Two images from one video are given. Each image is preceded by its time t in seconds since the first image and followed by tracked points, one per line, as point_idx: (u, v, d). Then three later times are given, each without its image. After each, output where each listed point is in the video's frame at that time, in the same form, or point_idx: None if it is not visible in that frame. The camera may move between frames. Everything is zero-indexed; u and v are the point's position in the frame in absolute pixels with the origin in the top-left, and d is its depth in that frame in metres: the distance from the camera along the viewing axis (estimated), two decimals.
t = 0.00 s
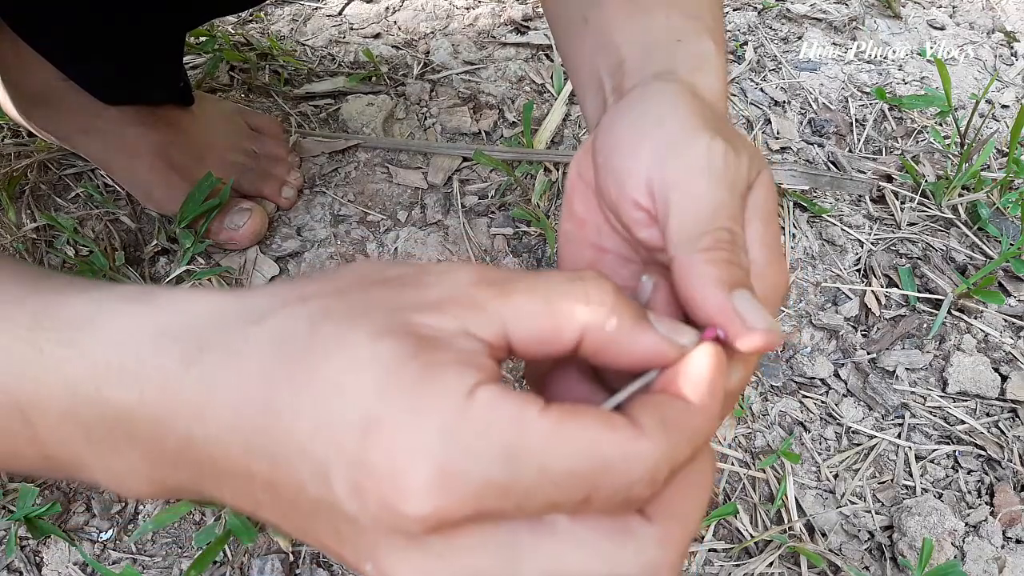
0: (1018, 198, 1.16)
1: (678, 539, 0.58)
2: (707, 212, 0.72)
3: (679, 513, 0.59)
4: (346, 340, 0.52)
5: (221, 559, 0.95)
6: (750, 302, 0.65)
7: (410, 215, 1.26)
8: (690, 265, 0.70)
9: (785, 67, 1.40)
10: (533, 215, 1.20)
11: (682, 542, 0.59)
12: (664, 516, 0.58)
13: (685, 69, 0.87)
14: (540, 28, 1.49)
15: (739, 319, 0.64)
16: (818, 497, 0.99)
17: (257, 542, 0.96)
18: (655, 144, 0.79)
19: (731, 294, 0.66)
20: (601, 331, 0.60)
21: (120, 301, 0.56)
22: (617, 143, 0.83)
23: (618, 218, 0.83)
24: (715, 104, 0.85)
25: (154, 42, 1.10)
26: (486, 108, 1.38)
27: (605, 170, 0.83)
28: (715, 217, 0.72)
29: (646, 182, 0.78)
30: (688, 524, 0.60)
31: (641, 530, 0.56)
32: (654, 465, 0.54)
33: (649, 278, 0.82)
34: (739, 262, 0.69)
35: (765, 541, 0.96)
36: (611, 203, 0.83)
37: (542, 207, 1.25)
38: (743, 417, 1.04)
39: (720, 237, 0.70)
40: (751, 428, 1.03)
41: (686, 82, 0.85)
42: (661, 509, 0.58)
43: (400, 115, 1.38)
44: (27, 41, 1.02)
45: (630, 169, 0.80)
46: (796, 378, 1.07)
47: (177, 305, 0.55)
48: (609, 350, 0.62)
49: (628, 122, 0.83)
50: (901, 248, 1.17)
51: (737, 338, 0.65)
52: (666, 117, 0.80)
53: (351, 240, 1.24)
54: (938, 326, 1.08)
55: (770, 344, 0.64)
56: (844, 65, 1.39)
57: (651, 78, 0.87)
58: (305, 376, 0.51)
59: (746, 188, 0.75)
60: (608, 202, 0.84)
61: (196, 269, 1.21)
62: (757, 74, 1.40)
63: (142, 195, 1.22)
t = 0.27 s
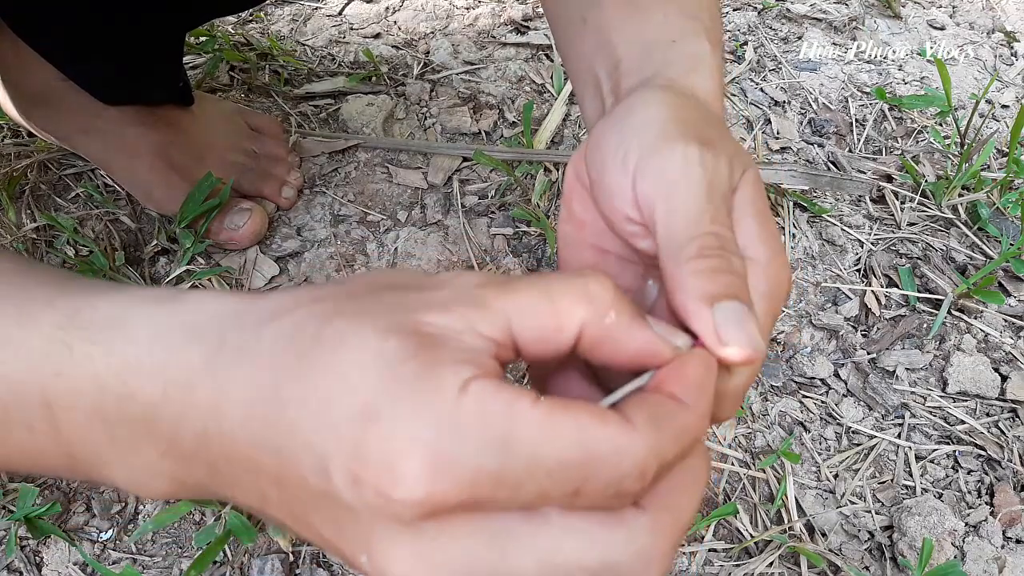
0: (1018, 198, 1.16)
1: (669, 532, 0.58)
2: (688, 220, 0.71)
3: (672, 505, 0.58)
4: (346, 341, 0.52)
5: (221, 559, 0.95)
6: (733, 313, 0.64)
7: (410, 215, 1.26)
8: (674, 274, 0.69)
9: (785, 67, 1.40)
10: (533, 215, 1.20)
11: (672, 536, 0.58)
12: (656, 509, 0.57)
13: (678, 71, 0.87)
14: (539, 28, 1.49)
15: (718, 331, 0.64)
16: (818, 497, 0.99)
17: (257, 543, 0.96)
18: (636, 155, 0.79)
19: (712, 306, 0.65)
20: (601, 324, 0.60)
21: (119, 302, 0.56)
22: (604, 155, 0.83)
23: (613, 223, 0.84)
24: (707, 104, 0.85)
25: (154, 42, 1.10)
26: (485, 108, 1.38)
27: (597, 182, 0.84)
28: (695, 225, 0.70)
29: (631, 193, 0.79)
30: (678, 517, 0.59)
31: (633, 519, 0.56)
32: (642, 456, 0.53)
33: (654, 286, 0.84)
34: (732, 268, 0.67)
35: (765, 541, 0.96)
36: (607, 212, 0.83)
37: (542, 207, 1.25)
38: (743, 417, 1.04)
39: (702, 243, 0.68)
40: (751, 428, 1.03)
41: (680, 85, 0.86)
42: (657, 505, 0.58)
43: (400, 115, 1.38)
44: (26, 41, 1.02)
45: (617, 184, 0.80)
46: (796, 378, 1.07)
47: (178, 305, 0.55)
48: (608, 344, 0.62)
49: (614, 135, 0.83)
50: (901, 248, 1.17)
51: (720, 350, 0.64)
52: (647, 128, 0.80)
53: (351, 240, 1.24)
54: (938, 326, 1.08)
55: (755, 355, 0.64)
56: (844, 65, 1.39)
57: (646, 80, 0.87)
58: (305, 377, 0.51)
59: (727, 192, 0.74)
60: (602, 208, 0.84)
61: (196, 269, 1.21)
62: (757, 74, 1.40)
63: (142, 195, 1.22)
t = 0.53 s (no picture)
0: (1018, 199, 1.16)
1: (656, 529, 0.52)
2: (678, 232, 0.71)
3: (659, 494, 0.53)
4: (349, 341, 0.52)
5: (221, 559, 0.95)
6: (725, 329, 0.63)
7: (410, 215, 1.26)
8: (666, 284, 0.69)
9: (785, 67, 1.40)
10: (534, 215, 1.20)
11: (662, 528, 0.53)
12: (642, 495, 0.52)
13: (666, 72, 0.86)
14: (539, 28, 1.49)
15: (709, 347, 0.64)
16: (818, 497, 0.99)
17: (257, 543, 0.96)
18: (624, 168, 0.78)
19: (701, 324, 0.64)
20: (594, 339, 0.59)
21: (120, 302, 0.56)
22: (597, 163, 0.83)
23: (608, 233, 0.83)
24: (694, 105, 0.84)
25: (154, 42, 1.10)
26: (485, 108, 1.38)
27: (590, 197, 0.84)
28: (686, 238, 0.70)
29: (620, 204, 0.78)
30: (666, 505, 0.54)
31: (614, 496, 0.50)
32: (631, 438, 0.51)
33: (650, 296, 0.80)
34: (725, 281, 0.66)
35: (765, 541, 0.96)
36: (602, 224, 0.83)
37: (542, 207, 1.25)
38: (743, 417, 1.04)
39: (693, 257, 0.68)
40: (751, 428, 1.03)
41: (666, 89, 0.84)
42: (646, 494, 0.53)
43: (400, 115, 1.38)
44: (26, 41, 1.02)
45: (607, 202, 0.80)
46: (796, 378, 1.07)
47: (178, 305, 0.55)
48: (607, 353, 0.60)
49: (603, 150, 0.82)
50: (901, 248, 1.17)
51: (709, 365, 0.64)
52: (639, 139, 0.79)
53: (351, 240, 1.24)
54: (938, 326, 1.08)
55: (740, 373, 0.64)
56: (844, 65, 1.39)
57: (633, 85, 0.87)
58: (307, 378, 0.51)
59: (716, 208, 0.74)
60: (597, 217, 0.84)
61: (196, 269, 1.21)
62: (756, 74, 1.40)
63: (143, 196, 1.22)
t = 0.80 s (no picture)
0: (1018, 198, 1.16)
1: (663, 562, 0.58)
2: (729, 195, 0.70)
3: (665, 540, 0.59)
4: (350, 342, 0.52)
5: (221, 559, 0.95)
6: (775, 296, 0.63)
7: (410, 215, 1.26)
8: (721, 246, 0.67)
9: (785, 67, 1.40)
10: (533, 215, 1.20)
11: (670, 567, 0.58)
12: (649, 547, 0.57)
13: (671, 70, 0.86)
14: (539, 28, 1.49)
15: (761, 310, 0.63)
16: (818, 497, 0.99)
17: (256, 543, 0.96)
18: (666, 138, 0.78)
19: (758, 284, 0.64)
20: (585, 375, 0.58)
21: (121, 303, 0.57)
22: (622, 140, 0.82)
23: (621, 220, 0.84)
24: (702, 103, 0.84)
25: (154, 42, 1.10)
26: (485, 108, 1.38)
27: (612, 170, 0.83)
28: (741, 202, 0.69)
29: (658, 174, 0.78)
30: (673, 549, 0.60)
31: (625, 558, 0.56)
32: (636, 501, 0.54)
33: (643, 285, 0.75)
34: (770, 251, 0.67)
35: (765, 541, 0.96)
36: (619, 201, 0.82)
37: (542, 207, 1.25)
38: (743, 417, 1.04)
39: (754, 221, 0.68)
40: (751, 428, 1.03)
41: (674, 85, 0.84)
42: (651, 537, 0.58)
43: (400, 115, 1.38)
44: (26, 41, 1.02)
45: (640, 167, 0.79)
46: (796, 378, 1.07)
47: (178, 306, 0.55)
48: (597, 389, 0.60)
49: (632, 122, 0.82)
50: (901, 248, 1.17)
51: (765, 326, 0.63)
52: (678, 110, 0.79)
53: (351, 240, 1.24)
54: (938, 326, 1.08)
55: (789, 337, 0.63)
56: (844, 65, 1.39)
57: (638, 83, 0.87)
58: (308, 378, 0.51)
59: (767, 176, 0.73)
60: (608, 203, 0.84)
61: (196, 269, 1.21)
62: (756, 74, 1.40)
63: (143, 196, 1.22)
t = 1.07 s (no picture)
0: (1018, 198, 1.16)
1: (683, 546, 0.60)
2: (729, 192, 0.72)
3: (685, 520, 0.61)
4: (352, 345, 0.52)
5: (221, 559, 0.95)
6: (746, 300, 0.67)
7: (410, 215, 1.26)
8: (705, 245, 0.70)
9: (785, 66, 1.40)
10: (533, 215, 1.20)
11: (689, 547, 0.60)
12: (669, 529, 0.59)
13: (674, 69, 0.86)
14: (539, 28, 1.49)
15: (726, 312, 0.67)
16: (818, 497, 0.99)
17: (257, 542, 0.96)
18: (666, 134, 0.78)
19: (733, 286, 0.67)
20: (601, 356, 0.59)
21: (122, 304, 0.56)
22: (624, 135, 0.82)
23: (622, 218, 0.84)
24: (705, 101, 0.84)
25: (154, 42, 1.10)
26: (485, 108, 1.38)
27: (613, 166, 0.82)
28: (734, 203, 0.71)
29: (657, 170, 0.78)
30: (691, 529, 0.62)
31: (647, 541, 0.57)
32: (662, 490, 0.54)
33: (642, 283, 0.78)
34: (759, 252, 0.70)
35: (765, 541, 0.96)
36: (620, 198, 0.82)
37: (542, 207, 1.25)
38: (743, 417, 1.04)
39: (746, 219, 0.71)
40: (751, 428, 1.03)
41: (676, 82, 0.85)
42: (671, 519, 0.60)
43: (400, 115, 1.38)
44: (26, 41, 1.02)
45: (642, 162, 0.79)
46: (796, 378, 1.07)
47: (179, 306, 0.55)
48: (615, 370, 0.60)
49: (634, 117, 0.82)
50: (901, 248, 1.17)
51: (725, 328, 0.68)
52: (681, 104, 0.80)
53: (351, 240, 1.24)
54: (938, 326, 1.08)
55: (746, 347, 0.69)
56: (844, 65, 1.39)
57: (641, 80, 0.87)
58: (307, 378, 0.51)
59: (762, 174, 0.75)
60: (610, 200, 0.84)
61: (196, 269, 1.21)
62: (756, 74, 1.40)
63: (143, 196, 1.22)
